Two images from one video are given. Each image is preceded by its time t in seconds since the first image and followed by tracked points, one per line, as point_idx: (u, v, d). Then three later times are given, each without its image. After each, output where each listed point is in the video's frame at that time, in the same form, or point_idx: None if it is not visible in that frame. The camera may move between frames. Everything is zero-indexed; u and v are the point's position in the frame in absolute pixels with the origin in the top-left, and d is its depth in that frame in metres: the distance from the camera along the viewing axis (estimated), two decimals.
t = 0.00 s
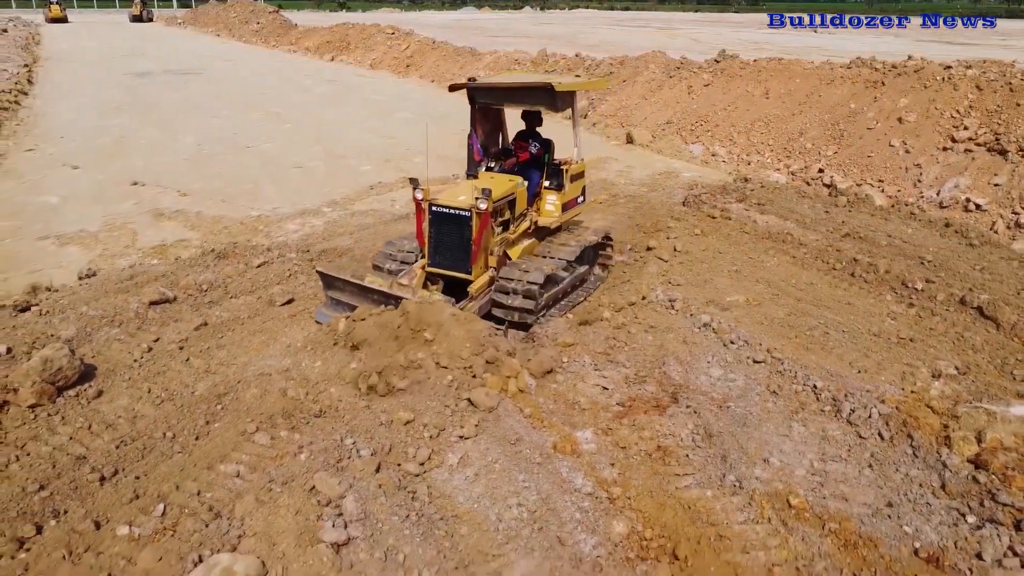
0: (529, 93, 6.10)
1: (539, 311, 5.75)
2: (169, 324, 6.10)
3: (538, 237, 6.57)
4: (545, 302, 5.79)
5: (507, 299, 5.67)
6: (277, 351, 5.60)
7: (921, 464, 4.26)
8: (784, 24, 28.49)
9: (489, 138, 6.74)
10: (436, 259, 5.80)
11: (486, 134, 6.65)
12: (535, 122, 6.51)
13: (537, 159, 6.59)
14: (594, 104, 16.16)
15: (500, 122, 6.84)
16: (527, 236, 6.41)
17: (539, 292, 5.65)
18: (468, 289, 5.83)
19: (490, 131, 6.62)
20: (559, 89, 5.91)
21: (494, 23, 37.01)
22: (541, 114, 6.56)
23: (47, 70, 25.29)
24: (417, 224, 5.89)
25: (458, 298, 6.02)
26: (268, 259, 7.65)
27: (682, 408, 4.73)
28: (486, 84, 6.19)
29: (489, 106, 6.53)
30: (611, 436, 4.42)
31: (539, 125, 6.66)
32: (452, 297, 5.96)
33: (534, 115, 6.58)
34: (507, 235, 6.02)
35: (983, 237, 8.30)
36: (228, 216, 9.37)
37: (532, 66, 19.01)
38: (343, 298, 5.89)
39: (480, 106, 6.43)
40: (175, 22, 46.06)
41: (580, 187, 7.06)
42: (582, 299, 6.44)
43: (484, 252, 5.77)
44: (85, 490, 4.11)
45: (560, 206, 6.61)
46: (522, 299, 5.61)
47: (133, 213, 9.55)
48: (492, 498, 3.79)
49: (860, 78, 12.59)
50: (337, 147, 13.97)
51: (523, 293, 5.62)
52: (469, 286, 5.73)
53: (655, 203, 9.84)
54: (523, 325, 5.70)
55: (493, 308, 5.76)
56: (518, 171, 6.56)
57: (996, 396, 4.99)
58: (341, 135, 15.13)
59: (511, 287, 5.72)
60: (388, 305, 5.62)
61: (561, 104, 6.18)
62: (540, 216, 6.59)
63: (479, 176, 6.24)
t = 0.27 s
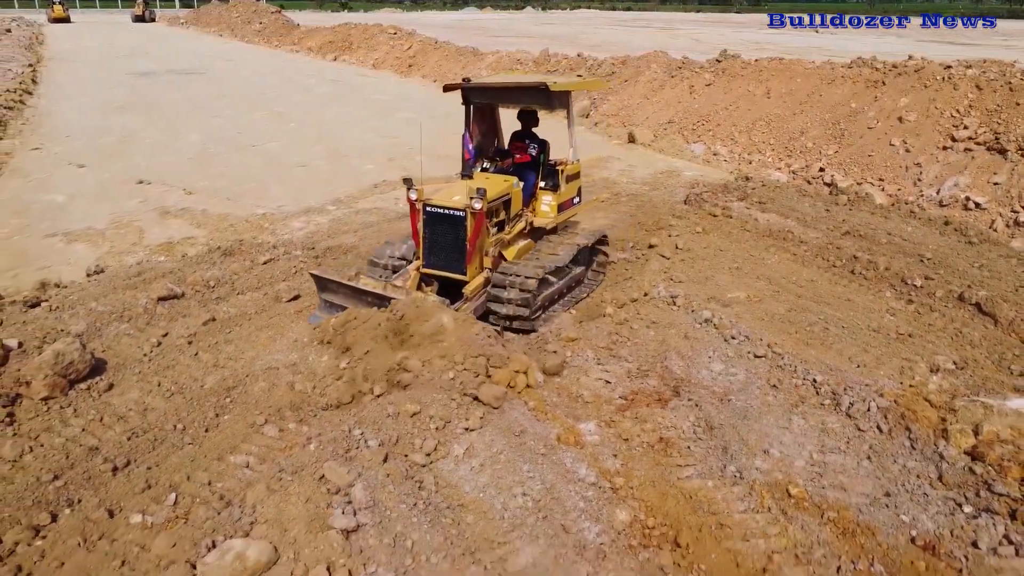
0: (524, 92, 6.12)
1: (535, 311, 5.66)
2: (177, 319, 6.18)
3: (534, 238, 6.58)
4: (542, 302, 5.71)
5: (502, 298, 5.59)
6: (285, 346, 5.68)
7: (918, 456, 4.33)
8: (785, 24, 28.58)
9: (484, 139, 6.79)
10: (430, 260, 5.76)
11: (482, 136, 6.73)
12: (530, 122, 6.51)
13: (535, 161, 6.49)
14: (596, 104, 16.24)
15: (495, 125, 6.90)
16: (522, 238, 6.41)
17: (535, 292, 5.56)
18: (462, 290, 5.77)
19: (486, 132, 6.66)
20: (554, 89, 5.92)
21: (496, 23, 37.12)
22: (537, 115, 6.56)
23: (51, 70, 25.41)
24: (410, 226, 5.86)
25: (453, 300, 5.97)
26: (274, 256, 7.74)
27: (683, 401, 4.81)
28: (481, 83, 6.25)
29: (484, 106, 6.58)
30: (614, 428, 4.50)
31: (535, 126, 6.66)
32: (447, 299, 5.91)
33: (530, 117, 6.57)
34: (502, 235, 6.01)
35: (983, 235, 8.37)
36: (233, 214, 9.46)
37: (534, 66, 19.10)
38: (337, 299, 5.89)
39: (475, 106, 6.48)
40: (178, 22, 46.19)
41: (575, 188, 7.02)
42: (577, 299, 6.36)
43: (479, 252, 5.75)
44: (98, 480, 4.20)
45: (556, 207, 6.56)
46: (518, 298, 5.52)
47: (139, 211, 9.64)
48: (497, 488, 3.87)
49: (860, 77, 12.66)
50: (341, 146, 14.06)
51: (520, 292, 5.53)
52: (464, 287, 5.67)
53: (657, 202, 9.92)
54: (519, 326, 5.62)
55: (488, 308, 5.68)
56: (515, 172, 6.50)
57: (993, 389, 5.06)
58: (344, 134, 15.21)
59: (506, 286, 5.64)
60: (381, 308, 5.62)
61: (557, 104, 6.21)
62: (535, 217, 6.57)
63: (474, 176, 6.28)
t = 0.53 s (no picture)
0: (519, 93, 6.20)
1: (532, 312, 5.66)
2: (186, 314, 6.27)
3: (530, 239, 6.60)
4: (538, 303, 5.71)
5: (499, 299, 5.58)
6: (293, 340, 5.76)
7: (916, 447, 4.41)
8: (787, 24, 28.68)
9: (479, 140, 6.86)
10: (425, 261, 5.72)
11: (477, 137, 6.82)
12: (526, 123, 6.59)
13: (530, 161, 6.58)
14: (599, 103, 16.33)
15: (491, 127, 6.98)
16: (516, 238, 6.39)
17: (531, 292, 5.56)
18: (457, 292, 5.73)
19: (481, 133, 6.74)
20: (548, 89, 5.99)
21: (498, 24, 37.22)
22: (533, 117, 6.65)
23: (56, 70, 25.53)
24: (405, 226, 5.82)
25: (448, 302, 5.94)
26: (281, 252, 7.83)
27: (685, 394, 4.90)
28: (476, 84, 6.32)
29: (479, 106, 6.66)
30: (617, 420, 4.58)
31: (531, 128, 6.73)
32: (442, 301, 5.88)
33: (526, 118, 6.67)
34: (496, 236, 5.97)
35: (982, 233, 8.45)
36: (239, 212, 9.55)
37: (536, 66, 19.19)
38: (330, 300, 5.87)
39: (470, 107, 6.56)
40: (181, 22, 46.33)
41: (573, 190, 7.06)
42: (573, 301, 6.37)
43: (474, 254, 5.71)
44: (112, 469, 4.29)
45: (552, 208, 6.58)
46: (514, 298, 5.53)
47: (146, 208, 9.73)
48: (503, 477, 3.96)
49: (861, 77, 12.74)
50: (345, 145, 14.15)
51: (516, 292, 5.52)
52: (459, 289, 5.63)
53: (659, 200, 10.01)
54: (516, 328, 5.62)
55: (484, 310, 5.68)
56: (511, 172, 6.55)
57: (990, 383, 5.14)
58: (348, 133, 15.30)
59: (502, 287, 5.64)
60: (374, 309, 5.58)
61: (553, 104, 6.26)
62: (532, 218, 6.58)
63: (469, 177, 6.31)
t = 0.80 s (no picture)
0: (515, 92, 6.17)
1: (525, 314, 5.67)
2: (195, 310, 6.37)
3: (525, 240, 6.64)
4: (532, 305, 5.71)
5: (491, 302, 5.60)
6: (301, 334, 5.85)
7: (913, 438, 4.50)
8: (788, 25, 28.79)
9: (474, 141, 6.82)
10: (419, 261, 5.69)
11: (472, 137, 6.74)
12: (520, 123, 6.60)
13: (525, 162, 6.63)
14: (601, 103, 16.42)
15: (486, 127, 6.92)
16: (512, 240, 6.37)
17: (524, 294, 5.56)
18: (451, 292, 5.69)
19: (476, 134, 6.70)
20: (545, 88, 5.97)
21: (501, 24, 37.32)
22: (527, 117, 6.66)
23: (61, 70, 25.68)
24: (399, 227, 5.79)
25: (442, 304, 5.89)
26: (287, 249, 7.93)
27: (686, 386, 4.99)
28: (471, 85, 6.25)
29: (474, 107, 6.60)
30: (620, 411, 4.68)
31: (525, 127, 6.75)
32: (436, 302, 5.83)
33: (520, 118, 6.69)
34: (491, 237, 5.95)
35: (981, 231, 8.55)
36: (246, 209, 9.66)
37: (539, 65, 19.29)
38: (326, 302, 5.93)
39: (464, 107, 6.50)
40: (184, 22, 46.50)
41: (568, 190, 7.09)
42: (569, 302, 6.36)
43: (468, 254, 5.68)
44: (126, 458, 4.39)
45: (547, 208, 6.63)
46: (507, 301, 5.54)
47: (153, 206, 9.84)
48: (508, 466, 4.06)
49: (862, 76, 12.83)
50: (349, 144, 14.25)
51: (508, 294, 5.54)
52: (453, 289, 5.58)
53: (661, 199, 10.10)
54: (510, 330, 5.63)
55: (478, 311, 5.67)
56: (507, 173, 6.59)
57: (986, 376, 5.24)
58: (352, 133, 15.40)
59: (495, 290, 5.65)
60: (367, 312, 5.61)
61: (547, 104, 6.25)
62: (527, 218, 6.63)
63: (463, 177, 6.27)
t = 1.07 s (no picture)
0: (509, 92, 6.09)
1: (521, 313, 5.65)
2: (205, 304, 6.48)
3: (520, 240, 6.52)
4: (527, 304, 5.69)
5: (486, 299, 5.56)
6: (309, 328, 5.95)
7: (909, 428, 4.60)
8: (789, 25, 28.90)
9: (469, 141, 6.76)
10: (415, 261, 5.74)
11: (467, 137, 6.71)
12: (516, 122, 6.46)
13: (520, 161, 6.47)
14: (603, 102, 16.52)
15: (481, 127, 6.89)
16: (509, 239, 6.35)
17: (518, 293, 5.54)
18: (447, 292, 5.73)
19: (471, 134, 6.65)
20: (538, 87, 5.87)
21: (503, 24, 37.44)
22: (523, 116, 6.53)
23: (65, 69, 25.81)
24: (396, 226, 5.84)
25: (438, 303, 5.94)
26: (294, 246, 8.04)
27: (688, 379, 5.09)
28: (465, 84, 6.22)
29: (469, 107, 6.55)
30: (623, 402, 4.78)
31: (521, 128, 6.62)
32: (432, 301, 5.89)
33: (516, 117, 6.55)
34: (487, 236, 5.94)
35: (979, 229, 8.64)
36: (252, 207, 9.76)
37: (541, 65, 19.39)
38: (318, 303, 5.94)
39: (460, 108, 6.46)
40: (187, 22, 46.65)
41: (566, 190, 6.91)
42: (565, 301, 6.34)
43: (464, 254, 5.71)
44: (141, 447, 4.50)
45: (543, 208, 6.45)
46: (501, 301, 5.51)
47: (161, 204, 9.95)
48: (514, 454, 4.16)
49: (863, 76, 12.92)
50: (353, 143, 14.36)
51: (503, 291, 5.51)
52: (448, 289, 5.62)
53: (663, 197, 10.20)
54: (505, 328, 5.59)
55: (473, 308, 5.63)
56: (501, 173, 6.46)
57: (982, 369, 5.34)
58: (356, 132, 15.51)
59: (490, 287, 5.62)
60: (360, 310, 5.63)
61: (542, 103, 6.13)
62: (522, 219, 6.47)
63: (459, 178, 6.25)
